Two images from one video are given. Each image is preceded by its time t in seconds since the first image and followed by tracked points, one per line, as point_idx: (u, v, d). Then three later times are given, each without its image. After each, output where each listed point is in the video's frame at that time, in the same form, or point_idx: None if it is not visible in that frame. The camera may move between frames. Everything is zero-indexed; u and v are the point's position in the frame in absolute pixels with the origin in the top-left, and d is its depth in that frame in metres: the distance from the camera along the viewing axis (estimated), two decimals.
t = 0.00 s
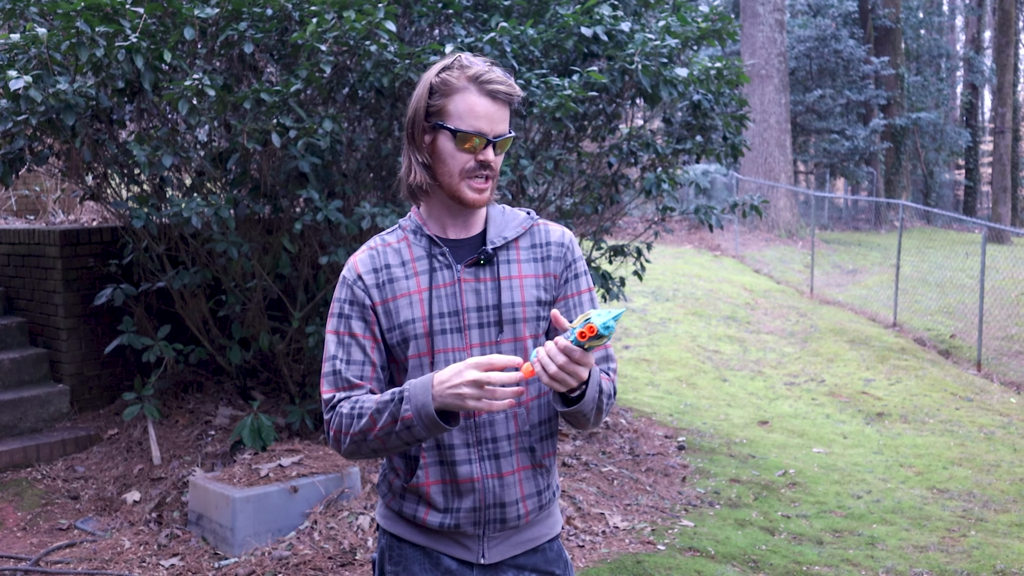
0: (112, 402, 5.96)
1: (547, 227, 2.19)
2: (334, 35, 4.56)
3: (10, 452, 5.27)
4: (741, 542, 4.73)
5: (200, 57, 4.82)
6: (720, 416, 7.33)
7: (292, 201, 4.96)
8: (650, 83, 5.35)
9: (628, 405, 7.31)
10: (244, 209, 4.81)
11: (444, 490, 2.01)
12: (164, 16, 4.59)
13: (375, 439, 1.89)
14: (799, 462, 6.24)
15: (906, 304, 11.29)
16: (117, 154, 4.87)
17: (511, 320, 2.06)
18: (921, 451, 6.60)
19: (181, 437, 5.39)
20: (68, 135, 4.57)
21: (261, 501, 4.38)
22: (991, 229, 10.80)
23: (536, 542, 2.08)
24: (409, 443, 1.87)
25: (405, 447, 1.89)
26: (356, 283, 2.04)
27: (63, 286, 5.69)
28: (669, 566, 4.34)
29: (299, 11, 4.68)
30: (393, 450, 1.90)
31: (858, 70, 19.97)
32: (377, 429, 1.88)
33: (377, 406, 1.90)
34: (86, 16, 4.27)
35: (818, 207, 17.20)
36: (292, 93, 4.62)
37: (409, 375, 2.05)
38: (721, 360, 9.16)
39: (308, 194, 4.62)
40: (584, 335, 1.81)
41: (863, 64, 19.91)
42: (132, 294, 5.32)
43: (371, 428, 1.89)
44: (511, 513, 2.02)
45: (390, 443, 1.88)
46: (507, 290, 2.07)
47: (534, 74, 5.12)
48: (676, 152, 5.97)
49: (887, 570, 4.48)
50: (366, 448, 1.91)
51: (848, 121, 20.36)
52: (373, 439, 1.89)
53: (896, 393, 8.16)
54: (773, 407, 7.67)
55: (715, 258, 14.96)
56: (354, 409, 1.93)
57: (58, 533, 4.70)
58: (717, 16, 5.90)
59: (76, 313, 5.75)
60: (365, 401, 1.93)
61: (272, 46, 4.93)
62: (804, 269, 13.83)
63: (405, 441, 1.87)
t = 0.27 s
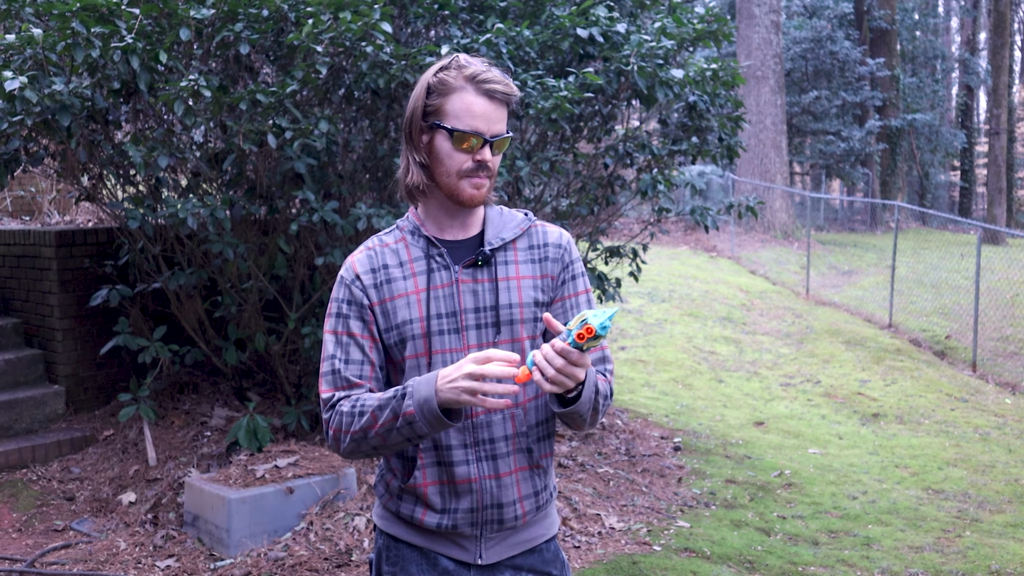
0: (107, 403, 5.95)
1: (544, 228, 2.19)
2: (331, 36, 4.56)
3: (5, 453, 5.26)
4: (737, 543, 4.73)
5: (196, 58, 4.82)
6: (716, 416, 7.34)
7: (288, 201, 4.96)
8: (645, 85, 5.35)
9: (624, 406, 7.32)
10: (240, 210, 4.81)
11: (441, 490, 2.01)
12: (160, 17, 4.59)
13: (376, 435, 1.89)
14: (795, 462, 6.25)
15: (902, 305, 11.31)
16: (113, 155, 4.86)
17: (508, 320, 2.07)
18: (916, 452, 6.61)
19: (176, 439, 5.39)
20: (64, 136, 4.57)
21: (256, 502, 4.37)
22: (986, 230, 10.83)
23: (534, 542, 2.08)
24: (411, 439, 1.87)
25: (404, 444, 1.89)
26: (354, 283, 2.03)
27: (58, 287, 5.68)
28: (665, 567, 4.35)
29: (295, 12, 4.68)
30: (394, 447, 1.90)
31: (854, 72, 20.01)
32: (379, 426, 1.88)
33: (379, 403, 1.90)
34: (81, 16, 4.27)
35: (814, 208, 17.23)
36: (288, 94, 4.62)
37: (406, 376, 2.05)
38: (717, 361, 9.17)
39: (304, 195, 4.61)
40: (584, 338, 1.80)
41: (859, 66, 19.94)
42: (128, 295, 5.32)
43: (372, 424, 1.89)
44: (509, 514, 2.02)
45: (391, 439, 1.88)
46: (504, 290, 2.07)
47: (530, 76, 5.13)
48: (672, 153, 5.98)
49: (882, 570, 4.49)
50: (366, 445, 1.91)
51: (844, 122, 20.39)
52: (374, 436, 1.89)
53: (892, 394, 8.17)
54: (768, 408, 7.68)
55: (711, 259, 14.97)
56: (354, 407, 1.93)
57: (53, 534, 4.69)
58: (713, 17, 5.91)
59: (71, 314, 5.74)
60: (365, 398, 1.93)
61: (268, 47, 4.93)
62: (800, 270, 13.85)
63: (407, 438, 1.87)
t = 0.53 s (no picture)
0: (105, 404, 5.95)
1: (544, 228, 2.20)
2: (329, 37, 4.56)
3: (2, 454, 5.25)
4: (734, 545, 4.73)
5: (194, 59, 4.82)
6: (714, 418, 7.34)
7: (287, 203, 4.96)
8: (644, 86, 5.36)
9: (622, 408, 7.33)
10: (238, 211, 4.81)
11: (440, 490, 2.01)
12: (158, 18, 4.59)
13: (376, 425, 1.88)
14: (793, 464, 6.25)
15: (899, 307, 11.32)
16: (111, 156, 4.86)
17: (508, 320, 2.08)
18: (914, 453, 6.62)
19: (174, 439, 5.38)
20: (62, 136, 4.57)
21: (254, 503, 4.37)
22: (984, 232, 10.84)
23: (532, 542, 2.08)
24: (412, 427, 1.87)
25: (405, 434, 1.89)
26: (353, 282, 2.03)
27: (56, 288, 5.67)
28: (662, 568, 4.35)
29: (293, 13, 4.68)
30: (395, 436, 1.89)
31: (852, 73, 20.03)
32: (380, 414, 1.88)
33: (379, 392, 1.89)
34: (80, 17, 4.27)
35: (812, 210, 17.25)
36: (286, 95, 4.62)
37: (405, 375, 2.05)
38: (714, 363, 9.18)
39: (302, 196, 4.61)
40: (607, 365, 1.81)
41: (857, 67, 19.96)
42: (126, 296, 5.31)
43: (373, 413, 1.88)
44: (507, 513, 2.02)
45: (392, 428, 1.87)
46: (504, 290, 2.08)
47: (528, 77, 5.13)
48: (670, 155, 5.99)
49: (880, 571, 4.50)
50: (365, 437, 1.90)
51: (842, 124, 20.42)
52: (374, 426, 1.88)
53: (889, 395, 8.18)
54: (766, 410, 7.69)
55: (709, 261, 14.98)
56: (354, 398, 1.92)
57: (51, 535, 4.69)
58: (711, 19, 5.92)
59: (69, 315, 5.74)
60: (364, 391, 1.93)
61: (266, 48, 4.94)
62: (798, 272, 13.86)
63: (408, 425, 1.86)
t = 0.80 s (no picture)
0: (104, 406, 5.95)
1: (545, 231, 2.20)
2: (327, 39, 4.56)
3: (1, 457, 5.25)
4: (734, 546, 4.73)
5: (192, 61, 4.83)
6: (713, 419, 7.34)
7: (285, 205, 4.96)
8: (642, 87, 5.37)
9: (622, 409, 7.33)
10: (237, 213, 4.81)
11: (439, 492, 2.02)
12: (156, 21, 4.60)
13: (380, 434, 1.88)
14: (792, 464, 6.25)
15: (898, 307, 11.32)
16: (109, 159, 4.86)
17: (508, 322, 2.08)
18: (913, 454, 6.62)
19: (173, 442, 5.38)
20: (60, 139, 4.57)
21: (254, 505, 4.37)
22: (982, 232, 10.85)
23: (531, 544, 2.08)
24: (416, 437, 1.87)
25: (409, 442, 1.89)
26: (355, 283, 2.04)
27: (55, 291, 5.68)
28: (662, 569, 4.35)
29: (292, 15, 4.69)
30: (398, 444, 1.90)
31: (850, 74, 20.05)
32: (384, 424, 1.88)
33: (383, 401, 1.89)
34: (78, 20, 4.27)
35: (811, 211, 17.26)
36: (285, 97, 4.63)
37: (406, 377, 2.05)
38: (714, 364, 9.18)
39: (300, 198, 4.62)
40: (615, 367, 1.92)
41: (855, 68, 19.98)
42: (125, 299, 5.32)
43: (376, 421, 1.88)
44: (506, 516, 2.02)
45: (396, 438, 1.88)
46: (505, 293, 2.08)
47: (526, 78, 5.14)
48: (668, 156, 6.00)
49: (879, 572, 4.50)
50: (369, 444, 1.91)
51: (841, 125, 20.43)
52: (378, 435, 1.89)
53: (888, 396, 8.19)
54: (765, 410, 7.69)
55: (708, 262, 14.98)
56: (357, 404, 1.92)
57: (50, 538, 4.68)
58: (709, 20, 5.93)
59: (68, 318, 5.74)
60: (367, 397, 1.93)
61: (265, 50, 4.94)
62: (796, 273, 13.86)
63: (412, 435, 1.87)
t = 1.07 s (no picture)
0: (104, 408, 5.95)
1: (552, 233, 2.19)
2: (327, 40, 4.56)
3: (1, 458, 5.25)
4: (734, 546, 4.74)
5: (192, 62, 4.83)
6: (714, 419, 7.34)
7: (285, 205, 4.96)
8: (641, 88, 5.36)
9: (622, 409, 7.33)
10: (237, 214, 4.81)
11: (439, 492, 2.01)
12: (156, 21, 4.60)
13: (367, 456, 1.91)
14: (792, 465, 6.26)
15: (898, 307, 11.32)
16: (109, 160, 4.87)
17: (513, 323, 2.07)
18: (913, 454, 6.62)
19: (174, 443, 5.38)
20: (60, 140, 4.57)
21: (254, 506, 4.38)
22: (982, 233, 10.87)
23: (530, 545, 2.08)
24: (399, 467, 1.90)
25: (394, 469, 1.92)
26: (359, 282, 2.05)
27: (55, 292, 5.68)
28: (662, 570, 4.35)
29: (291, 16, 4.69)
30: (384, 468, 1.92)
31: (850, 74, 20.05)
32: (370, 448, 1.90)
33: (370, 424, 1.90)
34: (77, 21, 4.27)
35: (810, 211, 17.26)
36: (284, 98, 4.63)
37: (409, 376, 2.05)
38: (714, 364, 9.18)
39: (300, 198, 4.62)
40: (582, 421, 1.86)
41: (855, 68, 19.98)
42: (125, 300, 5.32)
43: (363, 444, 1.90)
44: (506, 517, 2.02)
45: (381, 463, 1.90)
46: (510, 294, 2.07)
47: (526, 79, 5.13)
48: (668, 156, 6.01)
49: (879, 572, 4.50)
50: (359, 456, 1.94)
51: (840, 125, 20.43)
52: (365, 457, 1.91)
53: (889, 396, 8.18)
54: (765, 411, 7.69)
55: (708, 262, 14.98)
56: (350, 419, 1.93)
57: (50, 539, 4.69)
58: (708, 20, 5.94)
59: (68, 319, 5.74)
60: (361, 412, 1.93)
61: (264, 51, 4.94)
62: (796, 273, 13.87)
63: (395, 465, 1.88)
